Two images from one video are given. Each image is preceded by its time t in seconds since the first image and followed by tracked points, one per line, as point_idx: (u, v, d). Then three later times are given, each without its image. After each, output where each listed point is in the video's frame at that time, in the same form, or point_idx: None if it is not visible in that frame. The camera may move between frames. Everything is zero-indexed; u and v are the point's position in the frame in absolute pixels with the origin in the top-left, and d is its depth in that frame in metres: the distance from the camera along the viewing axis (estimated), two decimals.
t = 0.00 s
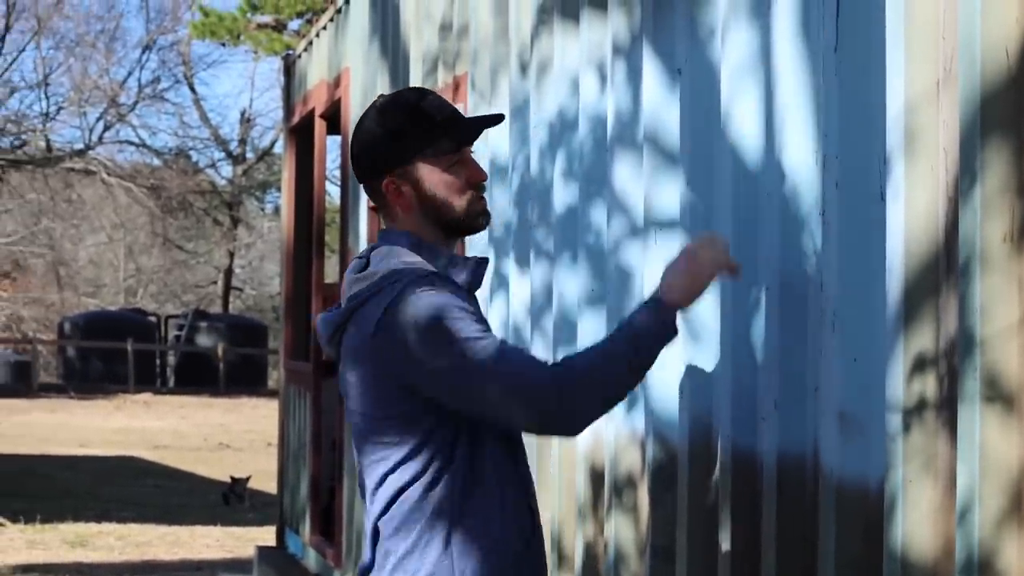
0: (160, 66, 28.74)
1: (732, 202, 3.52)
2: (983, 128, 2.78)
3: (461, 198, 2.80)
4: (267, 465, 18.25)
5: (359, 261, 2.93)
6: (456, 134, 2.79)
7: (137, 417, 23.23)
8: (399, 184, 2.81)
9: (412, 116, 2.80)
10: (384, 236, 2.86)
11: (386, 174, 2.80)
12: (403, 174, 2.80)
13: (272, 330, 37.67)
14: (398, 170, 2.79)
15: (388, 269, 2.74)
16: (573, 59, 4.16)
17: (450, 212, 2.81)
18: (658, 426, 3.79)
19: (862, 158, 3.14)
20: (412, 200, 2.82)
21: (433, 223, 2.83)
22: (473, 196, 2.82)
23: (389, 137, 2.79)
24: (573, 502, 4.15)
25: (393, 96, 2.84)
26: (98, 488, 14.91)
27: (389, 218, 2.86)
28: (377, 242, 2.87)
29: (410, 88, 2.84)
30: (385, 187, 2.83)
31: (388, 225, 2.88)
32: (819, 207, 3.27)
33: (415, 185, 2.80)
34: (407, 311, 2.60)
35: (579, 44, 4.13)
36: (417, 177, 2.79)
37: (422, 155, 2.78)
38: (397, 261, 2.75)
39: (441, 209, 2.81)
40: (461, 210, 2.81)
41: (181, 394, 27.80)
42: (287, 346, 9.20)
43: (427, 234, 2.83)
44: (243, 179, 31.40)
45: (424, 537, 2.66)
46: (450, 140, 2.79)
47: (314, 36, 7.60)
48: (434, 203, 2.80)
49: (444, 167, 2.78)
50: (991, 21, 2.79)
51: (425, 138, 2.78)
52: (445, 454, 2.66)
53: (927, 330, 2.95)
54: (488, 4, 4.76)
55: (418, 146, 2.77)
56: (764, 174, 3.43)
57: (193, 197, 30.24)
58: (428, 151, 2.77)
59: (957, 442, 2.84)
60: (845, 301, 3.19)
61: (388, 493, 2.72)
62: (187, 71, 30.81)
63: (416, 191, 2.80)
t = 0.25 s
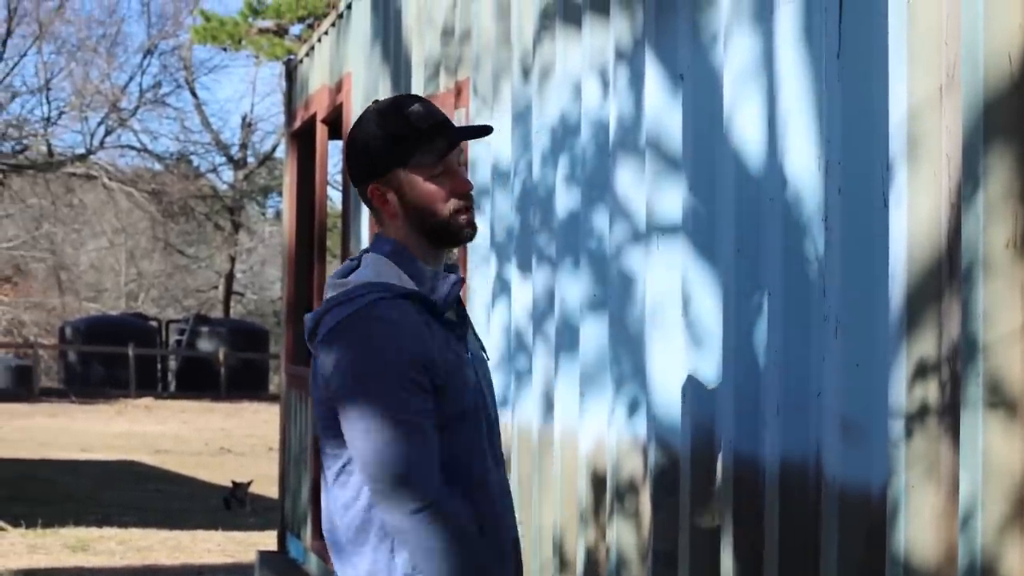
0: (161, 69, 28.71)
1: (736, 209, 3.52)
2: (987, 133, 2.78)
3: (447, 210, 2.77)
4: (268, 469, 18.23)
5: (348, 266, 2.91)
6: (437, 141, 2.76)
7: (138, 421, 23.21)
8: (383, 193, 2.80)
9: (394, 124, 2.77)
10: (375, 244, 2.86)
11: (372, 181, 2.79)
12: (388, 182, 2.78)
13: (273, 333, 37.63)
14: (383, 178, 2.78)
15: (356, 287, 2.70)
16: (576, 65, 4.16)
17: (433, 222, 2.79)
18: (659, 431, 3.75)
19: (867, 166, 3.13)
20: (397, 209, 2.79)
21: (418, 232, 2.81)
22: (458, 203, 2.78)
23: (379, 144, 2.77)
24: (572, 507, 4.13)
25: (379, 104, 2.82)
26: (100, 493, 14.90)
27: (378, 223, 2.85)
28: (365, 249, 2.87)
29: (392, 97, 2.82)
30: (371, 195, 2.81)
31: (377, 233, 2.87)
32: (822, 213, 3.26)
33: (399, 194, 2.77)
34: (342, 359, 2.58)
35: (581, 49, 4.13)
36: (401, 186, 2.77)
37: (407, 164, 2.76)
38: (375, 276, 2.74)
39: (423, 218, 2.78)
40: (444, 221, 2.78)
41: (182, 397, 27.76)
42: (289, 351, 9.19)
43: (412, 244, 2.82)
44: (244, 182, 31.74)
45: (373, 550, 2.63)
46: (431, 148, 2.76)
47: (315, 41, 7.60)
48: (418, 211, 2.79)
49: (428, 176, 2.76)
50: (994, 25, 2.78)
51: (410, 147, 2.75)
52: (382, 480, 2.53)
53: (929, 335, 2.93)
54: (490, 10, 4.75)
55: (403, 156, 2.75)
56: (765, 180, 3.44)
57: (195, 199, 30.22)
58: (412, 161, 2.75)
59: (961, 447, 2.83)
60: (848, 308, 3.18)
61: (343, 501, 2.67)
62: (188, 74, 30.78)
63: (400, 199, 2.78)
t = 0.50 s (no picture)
0: (165, 68, 28.65)
1: (740, 213, 3.52)
2: (992, 137, 2.77)
3: (408, 214, 2.84)
4: (270, 469, 18.19)
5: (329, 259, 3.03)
6: (405, 145, 2.81)
7: (138, 419, 23.20)
8: (355, 191, 2.88)
9: (367, 125, 2.84)
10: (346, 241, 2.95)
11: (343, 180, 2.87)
12: (358, 181, 2.87)
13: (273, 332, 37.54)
14: (355, 176, 2.87)
15: (307, 288, 2.83)
16: (579, 66, 4.16)
17: (396, 225, 2.85)
18: (661, 432, 3.75)
19: (871, 168, 3.12)
20: (365, 208, 2.88)
21: (383, 234, 2.87)
22: (422, 209, 2.85)
23: (350, 144, 2.86)
24: (574, 508, 4.12)
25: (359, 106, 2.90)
26: (100, 491, 14.87)
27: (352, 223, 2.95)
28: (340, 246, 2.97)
29: (370, 100, 2.89)
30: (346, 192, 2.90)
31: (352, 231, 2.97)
32: (826, 216, 3.25)
33: (366, 194, 2.86)
34: (272, 366, 2.73)
35: (586, 50, 4.12)
36: (367, 187, 2.85)
37: (375, 165, 2.83)
38: (329, 276, 2.84)
39: (388, 218, 2.85)
40: (407, 226, 2.85)
41: (183, 396, 27.67)
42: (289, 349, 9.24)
43: (378, 245, 2.88)
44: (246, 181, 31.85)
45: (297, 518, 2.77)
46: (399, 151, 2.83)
47: (320, 41, 7.64)
48: (384, 213, 2.86)
49: (393, 180, 2.83)
50: (1000, 29, 2.76)
51: (377, 150, 2.83)
52: (300, 486, 2.67)
53: (933, 339, 2.93)
54: (494, 10, 4.75)
55: (371, 157, 2.83)
56: (769, 183, 3.43)
57: (197, 200, 30.17)
58: (377, 163, 2.82)
59: (964, 451, 2.82)
60: (852, 311, 3.17)
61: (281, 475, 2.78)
62: (192, 73, 30.70)
63: (367, 199, 2.86)
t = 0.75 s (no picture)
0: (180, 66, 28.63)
1: (756, 213, 3.51)
2: (1007, 139, 2.74)
3: (348, 222, 2.80)
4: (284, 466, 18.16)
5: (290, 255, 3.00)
6: (340, 158, 2.75)
7: (151, 417, 23.18)
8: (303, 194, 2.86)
9: (307, 132, 2.79)
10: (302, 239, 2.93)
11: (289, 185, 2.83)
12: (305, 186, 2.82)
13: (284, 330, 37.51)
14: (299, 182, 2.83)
15: (256, 299, 2.80)
16: (594, 65, 4.16)
17: (339, 230, 2.81)
18: (676, 432, 3.75)
19: (886, 168, 3.11)
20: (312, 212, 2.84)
21: (330, 242, 2.84)
22: (364, 215, 2.80)
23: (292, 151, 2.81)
24: (588, 508, 4.13)
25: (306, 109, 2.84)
26: (114, 488, 14.89)
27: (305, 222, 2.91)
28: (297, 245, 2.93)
29: (318, 103, 2.83)
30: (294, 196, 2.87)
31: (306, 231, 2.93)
32: (841, 217, 3.24)
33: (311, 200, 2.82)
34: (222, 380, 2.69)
35: (600, 49, 4.13)
36: (312, 194, 2.81)
37: (317, 173, 2.78)
38: (276, 283, 2.81)
39: (333, 226, 2.81)
40: (349, 233, 2.80)
41: (196, 393, 27.56)
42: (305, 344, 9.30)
43: (326, 250, 2.84)
44: (261, 180, 31.25)
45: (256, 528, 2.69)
46: (339, 158, 2.75)
47: (334, 37, 7.68)
48: (327, 220, 2.82)
49: (333, 187, 2.78)
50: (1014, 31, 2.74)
51: (317, 158, 2.77)
52: (257, 504, 2.63)
53: (948, 340, 2.91)
54: (510, 9, 4.77)
55: (315, 164, 2.77)
56: (785, 183, 3.43)
57: (211, 197, 30.19)
58: (318, 171, 2.77)
59: (980, 452, 2.80)
60: (864, 311, 3.16)
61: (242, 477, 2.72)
62: (207, 71, 30.67)
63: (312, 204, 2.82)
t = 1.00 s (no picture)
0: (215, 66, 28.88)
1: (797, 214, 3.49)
2: None
3: (309, 228, 2.99)
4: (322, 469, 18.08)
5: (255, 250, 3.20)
6: (302, 168, 2.91)
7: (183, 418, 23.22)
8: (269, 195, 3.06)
9: (271, 139, 2.96)
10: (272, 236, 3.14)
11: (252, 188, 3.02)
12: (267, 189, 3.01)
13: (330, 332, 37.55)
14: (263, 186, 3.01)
15: (217, 296, 2.98)
16: (633, 66, 4.17)
17: (301, 236, 3.01)
18: (717, 432, 3.72)
19: (926, 163, 3.05)
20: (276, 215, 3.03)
21: (296, 244, 3.05)
22: (326, 223, 2.99)
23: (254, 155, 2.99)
24: (629, 508, 4.11)
25: (270, 111, 3.00)
26: (154, 488, 14.92)
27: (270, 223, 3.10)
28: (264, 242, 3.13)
29: (279, 107, 2.99)
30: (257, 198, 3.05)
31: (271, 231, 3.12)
32: (883, 214, 3.19)
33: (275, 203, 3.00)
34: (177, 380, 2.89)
35: (641, 49, 4.13)
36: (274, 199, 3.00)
37: (279, 179, 2.95)
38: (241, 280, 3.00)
39: (297, 229, 3.01)
40: (313, 239, 3.00)
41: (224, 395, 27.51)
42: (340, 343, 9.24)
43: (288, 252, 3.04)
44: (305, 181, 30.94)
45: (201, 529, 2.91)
46: (302, 165, 2.92)
47: (373, 39, 7.70)
48: (291, 224, 3.02)
49: (295, 194, 2.96)
50: None
51: (278, 165, 2.94)
52: (199, 504, 2.86)
53: (991, 339, 2.83)
54: (549, 8, 4.78)
55: (277, 171, 2.94)
56: (825, 182, 3.40)
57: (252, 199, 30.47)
58: (280, 177, 2.94)
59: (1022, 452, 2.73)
60: (907, 309, 3.11)
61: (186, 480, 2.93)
62: (246, 73, 30.86)
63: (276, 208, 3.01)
